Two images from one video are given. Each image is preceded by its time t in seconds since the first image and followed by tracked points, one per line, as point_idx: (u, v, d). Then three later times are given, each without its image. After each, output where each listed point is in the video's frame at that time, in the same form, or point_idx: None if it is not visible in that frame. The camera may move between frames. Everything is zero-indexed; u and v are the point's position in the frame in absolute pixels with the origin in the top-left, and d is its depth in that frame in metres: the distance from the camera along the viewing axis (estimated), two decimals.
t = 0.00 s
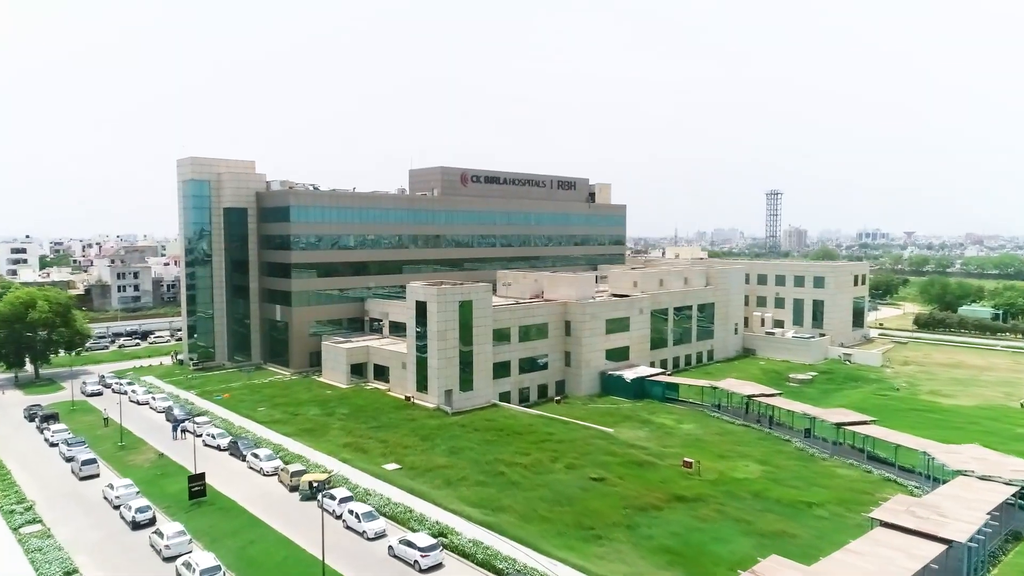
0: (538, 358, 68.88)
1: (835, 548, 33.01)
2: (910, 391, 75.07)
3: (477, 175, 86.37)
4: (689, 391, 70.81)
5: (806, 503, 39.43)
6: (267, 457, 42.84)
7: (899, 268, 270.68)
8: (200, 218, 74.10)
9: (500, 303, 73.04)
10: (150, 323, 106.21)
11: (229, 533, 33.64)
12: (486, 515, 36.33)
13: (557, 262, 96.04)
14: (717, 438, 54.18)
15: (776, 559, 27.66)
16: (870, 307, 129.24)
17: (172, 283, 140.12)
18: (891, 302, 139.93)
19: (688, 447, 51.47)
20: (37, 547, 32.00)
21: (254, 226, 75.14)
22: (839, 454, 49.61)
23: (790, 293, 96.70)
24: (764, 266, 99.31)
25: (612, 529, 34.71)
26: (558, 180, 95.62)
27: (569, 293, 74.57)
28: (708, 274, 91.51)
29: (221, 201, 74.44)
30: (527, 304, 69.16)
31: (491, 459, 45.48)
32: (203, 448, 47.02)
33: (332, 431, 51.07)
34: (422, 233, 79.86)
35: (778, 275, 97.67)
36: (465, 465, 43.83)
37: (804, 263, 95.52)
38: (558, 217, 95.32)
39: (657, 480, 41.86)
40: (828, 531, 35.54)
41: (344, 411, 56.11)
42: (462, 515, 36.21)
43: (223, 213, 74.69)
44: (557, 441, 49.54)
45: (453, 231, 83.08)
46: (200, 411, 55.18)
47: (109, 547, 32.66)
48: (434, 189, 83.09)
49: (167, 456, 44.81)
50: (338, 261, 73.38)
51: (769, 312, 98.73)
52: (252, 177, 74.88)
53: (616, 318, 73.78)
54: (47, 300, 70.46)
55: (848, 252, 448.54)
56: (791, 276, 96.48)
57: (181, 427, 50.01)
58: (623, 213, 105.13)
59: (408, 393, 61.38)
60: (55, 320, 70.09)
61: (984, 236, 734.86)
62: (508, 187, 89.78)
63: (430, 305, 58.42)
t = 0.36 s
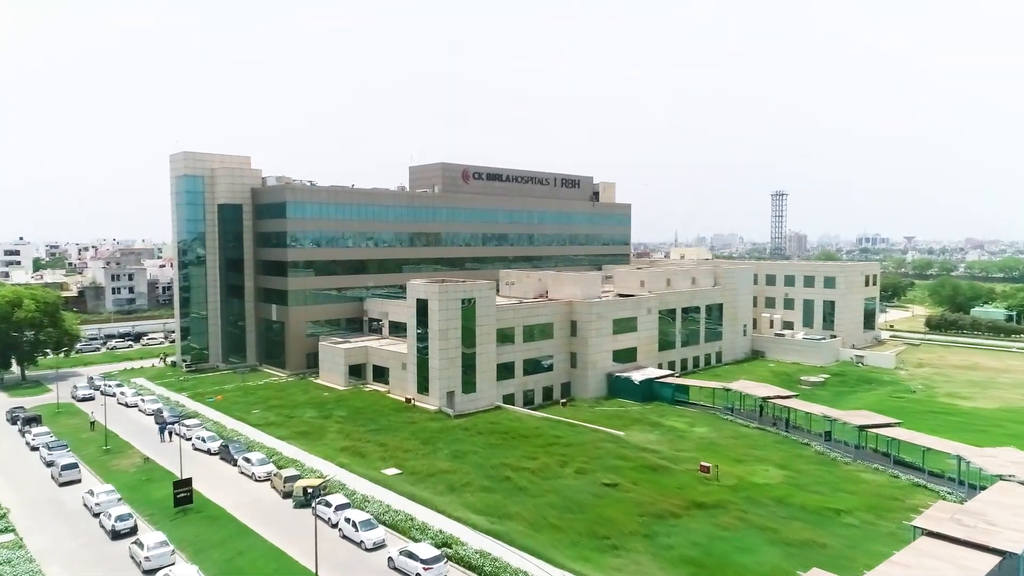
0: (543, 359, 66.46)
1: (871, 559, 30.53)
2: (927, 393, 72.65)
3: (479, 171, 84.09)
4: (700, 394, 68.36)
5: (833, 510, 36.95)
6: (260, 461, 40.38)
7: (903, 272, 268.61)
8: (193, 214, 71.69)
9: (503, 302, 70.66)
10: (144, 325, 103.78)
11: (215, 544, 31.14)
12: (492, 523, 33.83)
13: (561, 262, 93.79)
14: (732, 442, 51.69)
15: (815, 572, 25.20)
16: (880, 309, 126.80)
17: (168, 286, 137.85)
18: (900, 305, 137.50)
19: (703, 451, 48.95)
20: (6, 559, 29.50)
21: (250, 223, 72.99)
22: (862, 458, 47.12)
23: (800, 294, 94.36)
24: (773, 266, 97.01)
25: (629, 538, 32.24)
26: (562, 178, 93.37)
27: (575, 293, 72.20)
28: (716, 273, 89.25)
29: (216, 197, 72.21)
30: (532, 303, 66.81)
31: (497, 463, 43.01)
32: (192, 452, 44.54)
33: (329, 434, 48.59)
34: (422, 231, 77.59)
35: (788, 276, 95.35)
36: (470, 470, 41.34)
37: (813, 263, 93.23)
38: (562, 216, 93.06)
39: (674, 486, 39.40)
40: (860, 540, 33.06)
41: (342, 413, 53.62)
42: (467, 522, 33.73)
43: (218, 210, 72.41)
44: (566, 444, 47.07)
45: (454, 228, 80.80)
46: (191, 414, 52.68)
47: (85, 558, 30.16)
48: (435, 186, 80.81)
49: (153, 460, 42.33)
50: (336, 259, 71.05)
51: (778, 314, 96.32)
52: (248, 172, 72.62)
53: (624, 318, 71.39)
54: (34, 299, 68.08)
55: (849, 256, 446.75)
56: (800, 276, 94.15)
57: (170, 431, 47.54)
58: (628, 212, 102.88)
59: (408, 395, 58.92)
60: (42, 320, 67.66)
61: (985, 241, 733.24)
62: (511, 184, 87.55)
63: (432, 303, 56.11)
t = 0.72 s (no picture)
0: (548, 361, 64.31)
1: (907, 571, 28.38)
2: (943, 396, 70.52)
3: (482, 169, 82.04)
4: (709, 397, 66.20)
5: (860, 517, 34.78)
6: (252, 466, 38.19)
7: (907, 275, 267.14)
8: (188, 211, 69.61)
9: (506, 302, 68.57)
10: (138, 327, 101.56)
11: (202, 555, 28.93)
12: (499, 532, 31.64)
13: (565, 262, 91.77)
14: (746, 446, 49.52)
15: None
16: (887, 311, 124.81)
17: (163, 288, 135.84)
18: (907, 307, 135.50)
19: (717, 455, 46.78)
20: None
21: (245, 220, 70.84)
22: (885, 463, 44.99)
23: (808, 295, 92.32)
24: (780, 266, 94.98)
25: (646, 549, 30.07)
26: (565, 177, 91.36)
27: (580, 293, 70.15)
28: (723, 274, 87.24)
29: (211, 194, 70.09)
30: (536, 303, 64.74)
31: (502, 468, 40.83)
32: (182, 457, 42.36)
33: (326, 438, 46.38)
34: (422, 230, 75.56)
35: (796, 276, 93.33)
36: (474, 476, 39.16)
37: (822, 263, 91.22)
38: (565, 215, 91.05)
39: (690, 492, 37.21)
40: (892, 549, 30.90)
41: (339, 416, 51.43)
42: (472, 531, 31.55)
43: (213, 207, 70.30)
44: (574, 449, 44.90)
45: (455, 227, 78.78)
46: (182, 417, 50.48)
47: (60, 571, 27.94)
48: (436, 184, 78.78)
49: (140, 466, 40.12)
50: (334, 257, 69.01)
51: (786, 315, 94.24)
52: (244, 169, 70.49)
53: (630, 319, 69.26)
54: (22, 298, 65.95)
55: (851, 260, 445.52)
56: (809, 277, 92.12)
57: (159, 434, 45.36)
58: (632, 212, 100.89)
59: (409, 397, 56.75)
60: (31, 320, 65.52)
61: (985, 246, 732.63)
62: (514, 182, 85.56)
63: (433, 302, 54.04)
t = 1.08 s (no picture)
0: (554, 362, 61.95)
1: None
2: (962, 398, 68.17)
3: (484, 166, 79.90)
4: (721, 400, 63.82)
5: (896, 526, 32.39)
6: (243, 472, 35.73)
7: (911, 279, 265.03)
8: (181, 207, 67.38)
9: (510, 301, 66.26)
10: (131, 329, 99.07)
11: (185, 568, 26.48)
12: (509, 543, 29.21)
13: (570, 262, 89.50)
14: (764, 450, 47.13)
15: None
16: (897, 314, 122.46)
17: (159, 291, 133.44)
18: (916, 310, 133.24)
19: (736, 460, 44.36)
20: None
21: (240, 217, 68.49)
22: (913, 468, 42.62)
23: (818, 296, 90.08)
24: (789, 266, 92.78)
25: (669, 561, 27.66)
26: (570, 174, 89.24)
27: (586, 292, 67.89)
28: (732, 274, 85.04)
29: (205, 190, 67.79)
30: (541, 302, 62.42)
31: (510, 473, 38.40)
32: (169, 462, 39.90)
33: (322, 442, 43.94)
34: (423, 228, 73.32)
35: (806, 277, 91.12)
36: (479, 482, 36.73)
37: (833, 263, 89.02)
38: (570, 214, 88.86)
39: (711, 499, 34.82)
40: (935, 562, 28.52)
41: (337, 419, 48.97)
42: (479, 542, 29.12)
43: (206, 203, 68.02)
44: (585, 453, 42.49)
45: (457, 225, 76.56)
46: (171, 420, 48.01)
47: None
48: (437, 181, 76.60)
49: (124, 471, 37.64)
50: (332, 255, 66.77)
51: (796, 317, 91.95)
52: (239, 164, 68.25)
53: (639, 319, 66.94)
54: (7, 298, 63.53)
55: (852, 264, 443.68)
56: (820, 277, 89.90)
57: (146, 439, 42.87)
58: (638, 212, 98.74)
59: (409, 400, 54.32)
60: (16, 320, 63.08)
61: (985, 250, 731.26)
62: (518, 180, 83.42)
63: (435, 300, 51.71)
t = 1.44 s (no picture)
0: (560, 363, 59.63)
1: None
2: (983, 401, 65.85)
3: (487, 162, 77.75)
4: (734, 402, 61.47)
5: (936, 536, 30.05)
6: (232, 478, 33.34)
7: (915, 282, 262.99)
8: (174, 203, 65.10)
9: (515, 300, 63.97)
10: (123, 331, 96.60)
11: None
12: (520, 555, 26.83)
13: (574, 261, 87.31)
14: (784, 454, 44.77)
15: None
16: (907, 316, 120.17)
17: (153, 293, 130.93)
18: (925, 311, 131.03)
19: (755, 464, 42.00)
20: None
21: (234, 213, 66.20)
22: (944, 473, 40.27)
23: (829, 296, 87.84)
24: (799, 266, 90.56)
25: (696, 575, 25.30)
26: (574, 172, 87.11)
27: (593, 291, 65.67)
28: (740, 273, 82.83)
29: (198, 185, 65.49)
30: (547, 300, 60.13)
31: (518, 479, 36.02)
32: (155, 468, 37.49)
33: (318, 446, 41.54)
34: (424, 225, 71.11)
35: (816, 277, 88.85)
36: (486, 488, 34.35)
37: (844, 263, 86.84)
38: (574, 212, 86.70)
39: (735, 507, 32.46)
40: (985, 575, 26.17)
41: (334, 422, 46.57)
42: (487, 554, 26.74)
43: (199, 199, 65.72)
44: (596, 457, 40.13)
45: (459, 223, 74.35)
46: (159, 423, 45.60)
47: None
48: (438, 177, 74.41)
49: (105, 477, 35.23)
50: (329, 252, 64.49)
51: (806, 318, 89.67)
52: (233, 158, 65.95)
53: (648, 318, 64.64)
54: None
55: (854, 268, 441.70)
56: (830, 277, 87.69)
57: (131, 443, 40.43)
58: (643, 210, 96.58)
59: (410, 401, 51.96)
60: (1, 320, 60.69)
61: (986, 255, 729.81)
62: (521, 176, 81.26)
63: (437, 297, 49.44)
